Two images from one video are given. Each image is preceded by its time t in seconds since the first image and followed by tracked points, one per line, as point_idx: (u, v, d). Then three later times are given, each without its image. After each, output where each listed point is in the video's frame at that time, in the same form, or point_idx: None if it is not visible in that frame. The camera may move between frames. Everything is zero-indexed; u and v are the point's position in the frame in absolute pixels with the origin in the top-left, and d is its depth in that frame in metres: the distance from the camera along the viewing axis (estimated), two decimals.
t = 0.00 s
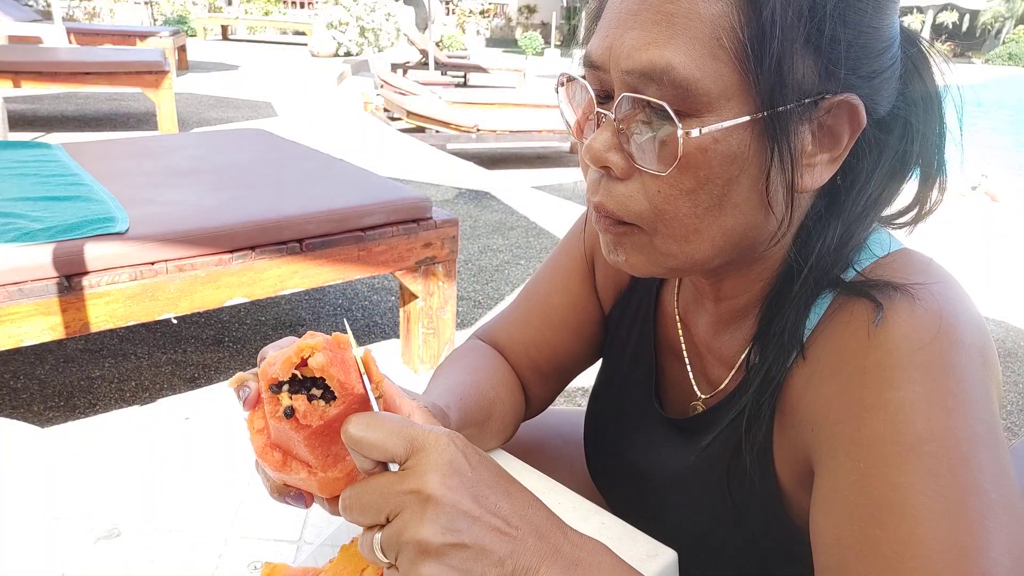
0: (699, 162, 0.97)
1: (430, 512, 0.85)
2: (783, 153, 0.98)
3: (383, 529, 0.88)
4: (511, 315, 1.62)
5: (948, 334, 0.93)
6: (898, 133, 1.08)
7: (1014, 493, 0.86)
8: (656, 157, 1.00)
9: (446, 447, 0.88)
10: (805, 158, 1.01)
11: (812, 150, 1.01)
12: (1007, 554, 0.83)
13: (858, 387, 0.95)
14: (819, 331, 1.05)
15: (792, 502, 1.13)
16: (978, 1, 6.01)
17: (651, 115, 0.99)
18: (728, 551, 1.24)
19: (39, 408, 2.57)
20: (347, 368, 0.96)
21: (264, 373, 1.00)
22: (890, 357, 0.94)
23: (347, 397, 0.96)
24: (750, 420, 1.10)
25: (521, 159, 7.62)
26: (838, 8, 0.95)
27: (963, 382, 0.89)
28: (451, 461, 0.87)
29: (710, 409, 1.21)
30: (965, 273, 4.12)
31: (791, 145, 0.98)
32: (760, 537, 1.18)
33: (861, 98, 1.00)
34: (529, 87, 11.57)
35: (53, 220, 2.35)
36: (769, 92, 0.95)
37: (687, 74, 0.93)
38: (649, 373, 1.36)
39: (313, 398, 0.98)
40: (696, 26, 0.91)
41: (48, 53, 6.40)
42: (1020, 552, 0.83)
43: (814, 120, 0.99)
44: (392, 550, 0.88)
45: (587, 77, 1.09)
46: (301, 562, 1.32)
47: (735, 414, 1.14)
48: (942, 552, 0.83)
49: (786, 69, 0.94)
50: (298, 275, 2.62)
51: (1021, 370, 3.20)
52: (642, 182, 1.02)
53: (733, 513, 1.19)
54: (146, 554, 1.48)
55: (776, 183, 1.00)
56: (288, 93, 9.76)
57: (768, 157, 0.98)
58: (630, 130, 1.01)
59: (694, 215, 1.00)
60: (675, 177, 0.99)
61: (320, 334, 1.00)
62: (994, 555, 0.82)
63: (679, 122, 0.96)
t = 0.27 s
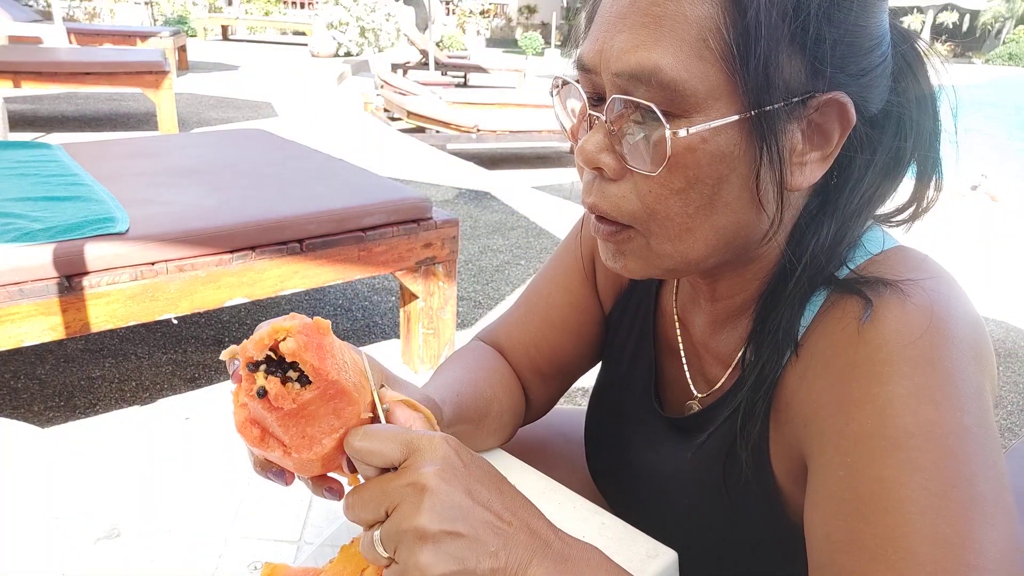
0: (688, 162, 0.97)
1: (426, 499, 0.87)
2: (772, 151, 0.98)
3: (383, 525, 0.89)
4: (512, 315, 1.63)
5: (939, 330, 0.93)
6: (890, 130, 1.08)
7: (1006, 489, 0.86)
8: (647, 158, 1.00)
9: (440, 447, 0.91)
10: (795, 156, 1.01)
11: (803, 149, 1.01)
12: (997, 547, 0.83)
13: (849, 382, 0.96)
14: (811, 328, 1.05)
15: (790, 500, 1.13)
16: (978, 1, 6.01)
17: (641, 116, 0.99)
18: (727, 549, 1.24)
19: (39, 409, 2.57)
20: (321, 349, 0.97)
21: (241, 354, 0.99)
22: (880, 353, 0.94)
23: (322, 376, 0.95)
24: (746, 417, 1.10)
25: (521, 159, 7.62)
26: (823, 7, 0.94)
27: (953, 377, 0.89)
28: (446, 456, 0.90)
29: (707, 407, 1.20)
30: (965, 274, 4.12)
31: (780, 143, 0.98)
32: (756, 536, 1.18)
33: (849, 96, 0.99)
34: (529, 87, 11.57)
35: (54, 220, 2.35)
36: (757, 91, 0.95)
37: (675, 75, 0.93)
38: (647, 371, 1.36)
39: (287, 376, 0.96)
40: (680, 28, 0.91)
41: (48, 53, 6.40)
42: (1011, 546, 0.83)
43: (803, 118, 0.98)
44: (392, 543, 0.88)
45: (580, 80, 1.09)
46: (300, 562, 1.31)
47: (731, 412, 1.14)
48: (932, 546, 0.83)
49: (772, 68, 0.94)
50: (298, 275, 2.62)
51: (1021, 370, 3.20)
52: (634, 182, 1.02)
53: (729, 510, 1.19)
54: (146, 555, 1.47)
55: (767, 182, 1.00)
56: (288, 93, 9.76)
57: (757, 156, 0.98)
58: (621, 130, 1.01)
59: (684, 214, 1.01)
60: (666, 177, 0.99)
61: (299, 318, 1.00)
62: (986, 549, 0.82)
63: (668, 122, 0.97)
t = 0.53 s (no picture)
0: (685, 168, 0.98)
1: (406, 532, 0.84)
2: (769, 158, 0.98)
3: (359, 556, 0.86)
4: (512, 314, 1.63)
5: (938, 339, 0.93)
6: (890, 135, 1.08)
7: (1001, 497, 0.87)
8: (643, 164, 1.00)
9: (417, 468, 0.87)
10: (792, 163, 1.01)
11: (800, 155, 1.01)
12: (994, 556, 0.83)
13: (847, 391, 0.95)
14: (808, 335, 1.05)
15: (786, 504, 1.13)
16: (977, 1, 6.01)
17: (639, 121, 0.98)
18: (724, 553, 1.24)
19: (38, 408, 2.56)
20: (261, 421, 0.96)
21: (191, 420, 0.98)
22: (879, 362, 0.94)
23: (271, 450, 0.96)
24: (742, 423, 1.10)
25: (521, 159, 7.62)
26: (825, 14, 0.95)
27: (952, 387, 0.89)
28: (424, 481, 0.87)
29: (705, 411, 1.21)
30: (965, 273, 4.12)
31: (777, 151, 0.98)
32: (755, 541, 1.19)
33: (848, 104, 1.00)
34: (528, 87, 11.57)
35: (53, 220, 2.35)
36: (754, 99, 0.94)
37: (674, 80, 0.93)
38: (645, 374, 1.36)
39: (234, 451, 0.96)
40: (679, 34, 0.91)
41: (48, 53, 6.40)
42: (1006, 553, 0.85)
43: (801, 125, 0.98)
44: None
45: (578, 82, 1.09)
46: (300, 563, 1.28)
47: (727, 416, 1.14)
48: (932, 557, 0.83)
49: (772, 75, 0.94)
50: (298, 275, 2.62)
51: (1021, 369, 3.20)
52: (630, 187, 1.02)
53: (728, 515, 1.19)
54: (146, 554, 1.44)
55: (763, 189, 1.00)
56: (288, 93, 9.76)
57: (754, 163, 0.98)
58: (619, 135, 1.01)
59: (681, 220, 1.01)
60: (663, 184, 0.99)
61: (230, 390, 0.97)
62: (984, 559, 0.83)
63: (665, 127, 0.96)
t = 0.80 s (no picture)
0: (700, 173, 0.97)
1: (412, 530, 0.84)
2: (786, 161, 0.98)
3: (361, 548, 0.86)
4: (514, 316, 1.63)
5: (950, 343, 0.94)
6: (900, 139, 1.08)
7: (1009, 501, 0.87)
8: (657, 167, 1.00)
9: (423, 459, 0.86)
10: (806, 167, 1.01)
11: (813, 159, 1.01)
12: (1004, 559, 0.83)
13: (859, 393, 0.95)
14: (819, 339, 1.05)
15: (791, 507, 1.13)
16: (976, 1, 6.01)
17: (652, 123, 0.99)
18: (727, 556, 1.24)
19: (38, 408, 2.56)
20: (313, 428, 0.93)
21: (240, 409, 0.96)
22: (892, 364, 0.94)
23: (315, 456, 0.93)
24: (751, 427, 1.10)
25: (521, 158, 7.62)
26: (843, 19, 0.95)
27: (964, 390, 0.90)
28: (433, 474, 0.86)
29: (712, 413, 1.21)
30: (965, 274, 4.12)
31: (793, 154, 0.98)
32: (759, 544, 1.18)
33: (863, 108, 1.00)
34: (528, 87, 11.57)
35: (53, 220, 2.35)
36: (772, 102, 0.94)
37: (691, 82, 0.93)
38: (651, 377, 1.35)
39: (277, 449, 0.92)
40: (698, 35, 0.91)
41: (48, 53, 6.40)
42: (1015, 557, 0.84)
43: (816, 129, 0.99)
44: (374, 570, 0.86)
45: (586, 84, 1.09)
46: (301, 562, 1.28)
47: (736, 420, 1.14)
48: (941, 558, 0.83)
49: (789, 79, 0.94)
50: (298, 275, 2.62)
51: (1021, 370, 3.20)
52: (641, 191, 1.02)
53: (733, 517, 1.19)
54: (146, 555, 1.45)
55: (778, 192, 1.00)
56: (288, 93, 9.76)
57: (769, 168, 0.98)
58: (631, 137, 1.01)
59: (694, 226, 1.00)
60: (676, 189, 0.99)
61: (295, 390, 0.95)
62: (993, 562, 0.82)
63: (680, 131, 0.96)
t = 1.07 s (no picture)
0: (697, 178, 0.97)
1: (410, 532, 0.85)
2: (783, 165, 0.98)
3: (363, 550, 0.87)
4: (514, 317, 1.63)
5: (947, 340, 0.94)
6: (898, 141, 1.08)
7: (1007, 498, 0.87)
8: (654, 176, 1.00)
9: (419, 462, 0.86)
10: (803, 171, 1.01)
11: (811, 162, 1.01)
12: (999, 556, 0.83)
13: (856, 390, 0.96)
14: (818, 339, 1.05)
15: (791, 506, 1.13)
16: (976, 1, 6.01)
17: (648, 132, 0.98)
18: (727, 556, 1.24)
19: (38, 409, 2.57)
20: (310, 439, 0.90)
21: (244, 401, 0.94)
22: (889, 361, 0.94)
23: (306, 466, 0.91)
24: (750, 428, 1.10)
25: (521, 159, 7.63)
26: (839, 22, 0.95)
27: (961, 386, 0.90)
28: (428, 476, 0.86)
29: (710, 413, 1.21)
30: (965, 274, 4.12)
31: (790, 158, 0.98)
32: (757, 543, 1.18)
33: (860, 111, 1.00)
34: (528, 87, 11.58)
35: (53, 220, 2.35)
36: (768, 107, 0.94)
37: (686, 89, 0.93)
38: (651, 379, 1.36)
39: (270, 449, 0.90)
40: (692, 42, 0.91)
41: (48, 53, 6.40)
42: (1011, 554, 0.84)
43: (813, 133, 0.99)
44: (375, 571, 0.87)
45: (582, 89, 1.08)
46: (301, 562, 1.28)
47: (734, 421, 1.15)
48: (937, 554, 0.83)
49: (785, 84, 0.94)
50: (298, 275, 2.62)
51: (1021, 369, 3.20)
52: (638, 197, 1.02)
53: (732, 516, 1.19)
54: (146, 555, 1.46)
55: (775, 197, 1.00)
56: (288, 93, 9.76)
57: (766, 172, 0.98)
58: (625, 143, 1.01)
59: (693, 229, 1.01)
60: (673, 193, 0.99)
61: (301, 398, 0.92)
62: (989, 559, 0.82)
63: (676, 138, 0.96)
